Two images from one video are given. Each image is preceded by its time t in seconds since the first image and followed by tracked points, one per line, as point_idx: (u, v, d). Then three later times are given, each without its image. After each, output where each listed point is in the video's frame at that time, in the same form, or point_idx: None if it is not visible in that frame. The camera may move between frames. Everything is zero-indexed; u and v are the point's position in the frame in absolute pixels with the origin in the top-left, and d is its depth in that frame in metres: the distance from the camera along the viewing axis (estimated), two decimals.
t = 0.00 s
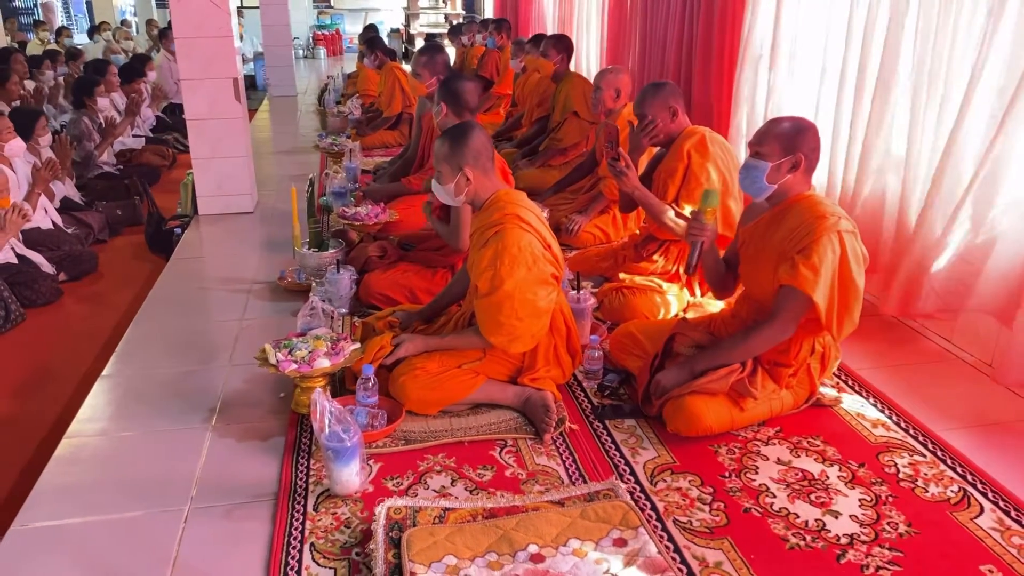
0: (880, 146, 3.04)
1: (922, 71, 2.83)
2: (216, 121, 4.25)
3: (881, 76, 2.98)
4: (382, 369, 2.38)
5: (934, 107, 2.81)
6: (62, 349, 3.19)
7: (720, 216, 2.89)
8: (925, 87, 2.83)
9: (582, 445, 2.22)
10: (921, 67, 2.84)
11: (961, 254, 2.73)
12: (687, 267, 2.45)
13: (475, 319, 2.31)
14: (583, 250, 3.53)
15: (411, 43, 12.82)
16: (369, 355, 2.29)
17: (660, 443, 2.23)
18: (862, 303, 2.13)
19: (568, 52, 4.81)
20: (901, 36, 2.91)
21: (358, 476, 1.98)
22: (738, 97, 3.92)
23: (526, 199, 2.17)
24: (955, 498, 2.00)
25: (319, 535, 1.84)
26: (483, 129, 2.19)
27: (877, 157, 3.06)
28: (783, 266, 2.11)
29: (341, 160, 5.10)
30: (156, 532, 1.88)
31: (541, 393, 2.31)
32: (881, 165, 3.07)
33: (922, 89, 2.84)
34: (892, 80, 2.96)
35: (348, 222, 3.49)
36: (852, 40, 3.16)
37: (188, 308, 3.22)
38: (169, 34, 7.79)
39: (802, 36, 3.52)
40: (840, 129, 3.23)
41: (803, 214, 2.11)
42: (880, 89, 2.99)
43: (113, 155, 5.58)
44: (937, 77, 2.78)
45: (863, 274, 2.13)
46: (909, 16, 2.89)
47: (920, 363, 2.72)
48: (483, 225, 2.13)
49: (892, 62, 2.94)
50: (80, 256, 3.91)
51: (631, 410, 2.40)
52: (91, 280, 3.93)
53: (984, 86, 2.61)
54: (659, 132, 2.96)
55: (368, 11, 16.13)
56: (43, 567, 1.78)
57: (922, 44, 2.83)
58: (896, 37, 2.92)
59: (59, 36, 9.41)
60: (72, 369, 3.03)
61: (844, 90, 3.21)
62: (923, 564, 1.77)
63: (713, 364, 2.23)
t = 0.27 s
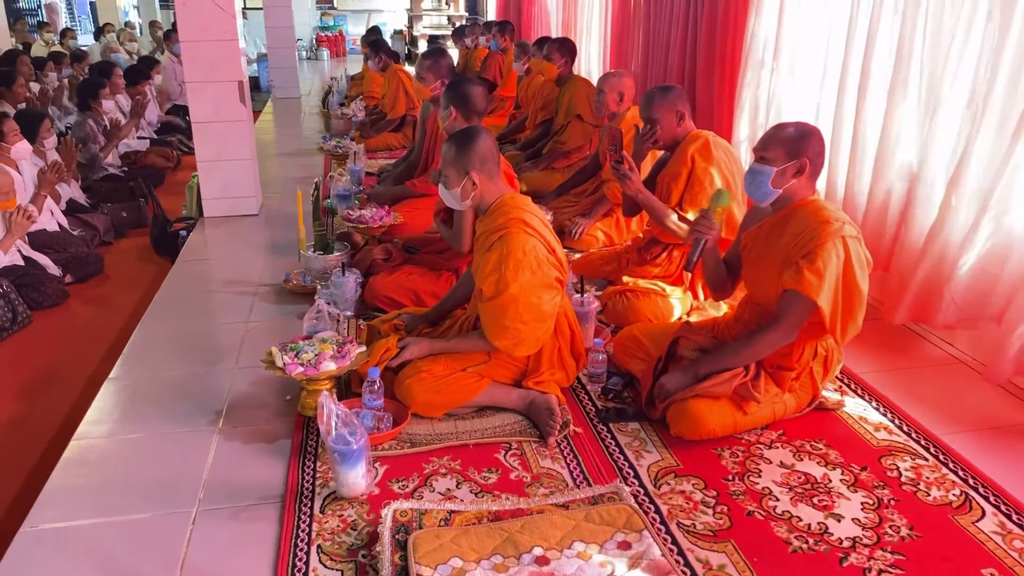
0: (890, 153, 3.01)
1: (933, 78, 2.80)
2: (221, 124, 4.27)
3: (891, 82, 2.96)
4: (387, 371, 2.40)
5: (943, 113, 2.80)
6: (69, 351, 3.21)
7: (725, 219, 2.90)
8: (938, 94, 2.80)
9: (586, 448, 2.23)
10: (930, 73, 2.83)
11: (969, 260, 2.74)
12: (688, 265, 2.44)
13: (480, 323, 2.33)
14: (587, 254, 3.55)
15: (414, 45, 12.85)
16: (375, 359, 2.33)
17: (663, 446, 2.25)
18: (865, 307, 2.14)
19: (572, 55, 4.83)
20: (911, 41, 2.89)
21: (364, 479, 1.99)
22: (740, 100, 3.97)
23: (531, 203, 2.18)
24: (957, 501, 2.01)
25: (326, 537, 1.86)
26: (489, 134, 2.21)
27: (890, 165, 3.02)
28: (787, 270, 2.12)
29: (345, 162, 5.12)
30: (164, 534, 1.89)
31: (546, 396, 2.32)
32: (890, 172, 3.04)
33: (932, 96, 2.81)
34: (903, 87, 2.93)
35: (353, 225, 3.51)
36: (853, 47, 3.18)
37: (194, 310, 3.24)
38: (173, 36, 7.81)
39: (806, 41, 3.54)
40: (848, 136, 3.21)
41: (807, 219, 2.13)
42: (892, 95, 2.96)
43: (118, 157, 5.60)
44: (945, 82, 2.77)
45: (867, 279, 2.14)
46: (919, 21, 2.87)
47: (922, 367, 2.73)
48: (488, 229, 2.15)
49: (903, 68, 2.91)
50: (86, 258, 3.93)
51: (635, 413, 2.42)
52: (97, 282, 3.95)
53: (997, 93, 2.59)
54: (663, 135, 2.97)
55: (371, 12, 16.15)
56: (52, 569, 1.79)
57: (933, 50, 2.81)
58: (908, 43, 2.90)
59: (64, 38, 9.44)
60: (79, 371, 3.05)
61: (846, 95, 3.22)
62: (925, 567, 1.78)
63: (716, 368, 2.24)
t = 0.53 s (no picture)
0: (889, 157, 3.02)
1: (935, 82, 2.80)
2: (224, 126, 4.29)
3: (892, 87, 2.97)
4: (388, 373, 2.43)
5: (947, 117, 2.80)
6: (73, 352, 3.24)
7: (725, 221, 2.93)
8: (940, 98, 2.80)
9: (585, 448, 2.26)
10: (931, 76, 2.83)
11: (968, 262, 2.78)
12: (687, 261, 2.41)
13: (480, 325, 2.36)
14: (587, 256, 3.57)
15: (416, 46, 12.95)
16: (376, 360, 2.35)
17: (662, 447, 2.27)
18: (862, 310, 2.16)
19: (573, 57, 4.86)
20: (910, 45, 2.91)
21: (366, 479, 2.02)
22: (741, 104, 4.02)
23: (531, 207, 2.21)
24: (952, 502, 2.03)
25: (328, 536, 1.88)
26: (491, 137, 2.23)
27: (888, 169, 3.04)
28: (785, 273, 2.15)
29: (347, 164, 5.14)
30: (169, 534, 1.92)
31: (546, 397, 2.35)
32: (891, 176, 3.05)
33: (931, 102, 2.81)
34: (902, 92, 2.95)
35: (355, 227, 3.54)
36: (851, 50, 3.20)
37: (197, 312, 3.27)
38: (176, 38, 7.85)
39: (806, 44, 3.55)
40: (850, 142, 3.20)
41: (805, 222, 2.15)
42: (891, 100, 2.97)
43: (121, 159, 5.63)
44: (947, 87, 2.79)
45: (864, 282, 2.17)
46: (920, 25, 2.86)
47: (920, 368, 2.76)
48: (489, 232, 2.17)
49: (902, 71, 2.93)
50: (90, 260, 3.96)
51: (634, 414, 2.44)
52: (101, 283, 3.98)
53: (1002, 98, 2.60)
54: (663, 138, 2.99)
55: (373, 13, 16.19)
56: (59, 568, 1.82)
57: (932, 53, 2.81)
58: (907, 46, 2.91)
59: (67, 39, 9.47)
60: (84, 372, 3.08)
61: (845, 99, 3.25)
62: (920, 567, 1.81)
63: (715, 369, 2.26)
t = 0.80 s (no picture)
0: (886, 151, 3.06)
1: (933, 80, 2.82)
2: (227, 124, 4.32)
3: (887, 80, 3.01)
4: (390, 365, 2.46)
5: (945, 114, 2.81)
6: (77, 347, 3.27)
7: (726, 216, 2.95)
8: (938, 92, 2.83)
9: (584, 440, 2.28)
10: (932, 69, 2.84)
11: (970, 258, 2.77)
12: (686, 254, 2.43)
13: (480, 319, 2.38)
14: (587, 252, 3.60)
15: (418, 46, 13.01)
16: (378, 354, 2.36)
17: (660, 440, 2.30)
18: (857, 304, 2.19)
19: (574, 56, 4.89)
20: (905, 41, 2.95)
21: (367, 470, 2.05)
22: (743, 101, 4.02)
23: (529, 202, 2.23)
24: (947, 493, 2.06)
25: (330, 526, 1.91)
26: (493, 132, 2.25)
27: (883, 164, 3.08)
28: (782, 267, 2.17)
29: (349, 162, 5.17)
30: (173, 523, 1.95)
31: (545, 390, 2.37)
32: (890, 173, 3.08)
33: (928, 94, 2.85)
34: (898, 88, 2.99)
35: (357, 224, 3.56)
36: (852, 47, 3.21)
37: (200, 307, 3.30)
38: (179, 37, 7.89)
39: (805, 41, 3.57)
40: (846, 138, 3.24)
41: (802, 217, 2.17)
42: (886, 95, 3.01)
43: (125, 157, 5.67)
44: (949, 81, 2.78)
45: (860, 277, 2.19)
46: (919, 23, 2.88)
47: (918, 363, 2.78)
48: (488, 227, 2.19)
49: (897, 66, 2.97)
50: (94, 256, 3.99)
51: (632, 408, 2.47)
52: (105, 279, 4.00)
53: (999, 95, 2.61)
54: (662, 135, 3.01)
55: (375, 13, 16.24)
56: (65, 556, 1.85)
57: (932, 47, 2.82)
58: (901, 42, 2.96)
59: (70, 39, 9.52)
60: (88, 367, 3.11)
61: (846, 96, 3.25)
62: (914, 556, 1.83)
63: (712, 363, 2.29)
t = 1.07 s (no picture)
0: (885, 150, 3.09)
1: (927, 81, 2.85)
2: (230, 124, 4.36)
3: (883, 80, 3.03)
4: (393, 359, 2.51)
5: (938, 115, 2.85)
6: (83, 344, 3.31)
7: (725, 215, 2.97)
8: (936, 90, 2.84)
9: (582, 434, 2.32)
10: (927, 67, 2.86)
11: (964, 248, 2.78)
12: (685, 252, 2.43)
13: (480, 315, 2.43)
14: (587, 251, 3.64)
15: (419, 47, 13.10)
16: (380, 348, 2.42)
17: (657, 434, 2.34)
18: (851, 300, 2.23)
19: (574, 57, 4.93)
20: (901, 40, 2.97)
21: (370, 463, 2.09)
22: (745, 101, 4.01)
23: (529, 200, 2.27)
24: (938, 486, 2.09)
25: (333, 517, 1.95)
26: (496, 131, 2.30)
27: (881, 162, 3.11)
28: (777, 264, 2.21)
29: (351, 162, 5.21)
30: (180, 514, 1.99)
31: (544, 385, 2.41)
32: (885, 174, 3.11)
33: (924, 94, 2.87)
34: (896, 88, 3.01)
35: (359, 223, 3.60)
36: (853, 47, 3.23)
37: (204, 305, 3.34)
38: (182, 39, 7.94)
39: (803, 41, 3.57)
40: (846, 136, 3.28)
41: (797, 215, 2.21)
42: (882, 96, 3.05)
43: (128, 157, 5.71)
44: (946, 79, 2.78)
45: (854, 274, 2.23)
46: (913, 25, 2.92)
47: (912, 360, 2.82)
48: (487, 224, 2.23)
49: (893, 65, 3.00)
50: (99, 255, 4.03)
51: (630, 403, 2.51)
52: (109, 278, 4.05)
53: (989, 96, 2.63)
54: (660, 135, 3.06)
55: (376, 15, 16.30)
56: (74, 546, 1.89)
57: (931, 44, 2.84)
58: (898, 41, 2.98)
59: (74, 40, 9.58)
60: (93, 363, 3.15)
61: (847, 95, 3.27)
62: (905, 547, 1.87)
63: (709, 358, 2.33)
